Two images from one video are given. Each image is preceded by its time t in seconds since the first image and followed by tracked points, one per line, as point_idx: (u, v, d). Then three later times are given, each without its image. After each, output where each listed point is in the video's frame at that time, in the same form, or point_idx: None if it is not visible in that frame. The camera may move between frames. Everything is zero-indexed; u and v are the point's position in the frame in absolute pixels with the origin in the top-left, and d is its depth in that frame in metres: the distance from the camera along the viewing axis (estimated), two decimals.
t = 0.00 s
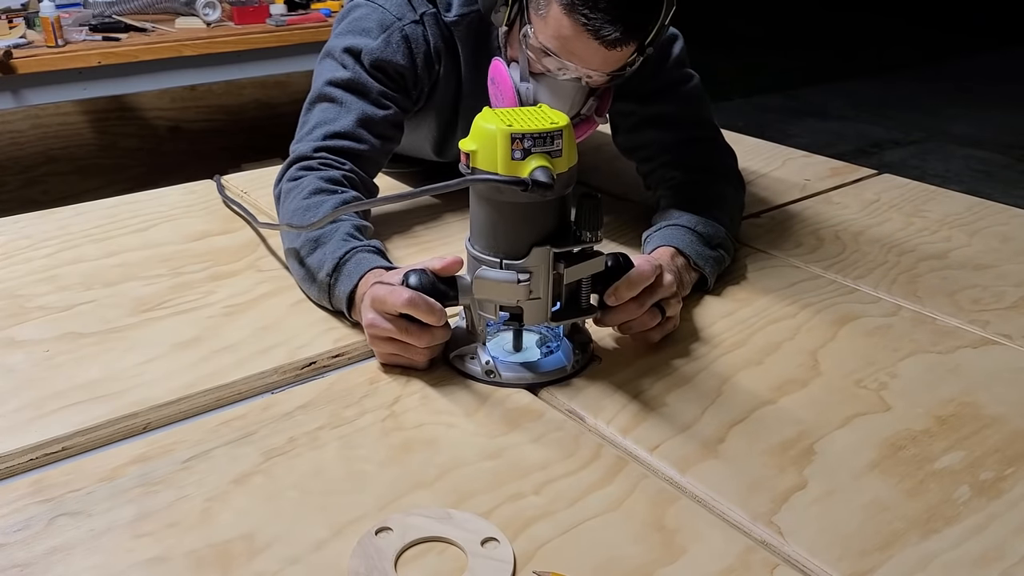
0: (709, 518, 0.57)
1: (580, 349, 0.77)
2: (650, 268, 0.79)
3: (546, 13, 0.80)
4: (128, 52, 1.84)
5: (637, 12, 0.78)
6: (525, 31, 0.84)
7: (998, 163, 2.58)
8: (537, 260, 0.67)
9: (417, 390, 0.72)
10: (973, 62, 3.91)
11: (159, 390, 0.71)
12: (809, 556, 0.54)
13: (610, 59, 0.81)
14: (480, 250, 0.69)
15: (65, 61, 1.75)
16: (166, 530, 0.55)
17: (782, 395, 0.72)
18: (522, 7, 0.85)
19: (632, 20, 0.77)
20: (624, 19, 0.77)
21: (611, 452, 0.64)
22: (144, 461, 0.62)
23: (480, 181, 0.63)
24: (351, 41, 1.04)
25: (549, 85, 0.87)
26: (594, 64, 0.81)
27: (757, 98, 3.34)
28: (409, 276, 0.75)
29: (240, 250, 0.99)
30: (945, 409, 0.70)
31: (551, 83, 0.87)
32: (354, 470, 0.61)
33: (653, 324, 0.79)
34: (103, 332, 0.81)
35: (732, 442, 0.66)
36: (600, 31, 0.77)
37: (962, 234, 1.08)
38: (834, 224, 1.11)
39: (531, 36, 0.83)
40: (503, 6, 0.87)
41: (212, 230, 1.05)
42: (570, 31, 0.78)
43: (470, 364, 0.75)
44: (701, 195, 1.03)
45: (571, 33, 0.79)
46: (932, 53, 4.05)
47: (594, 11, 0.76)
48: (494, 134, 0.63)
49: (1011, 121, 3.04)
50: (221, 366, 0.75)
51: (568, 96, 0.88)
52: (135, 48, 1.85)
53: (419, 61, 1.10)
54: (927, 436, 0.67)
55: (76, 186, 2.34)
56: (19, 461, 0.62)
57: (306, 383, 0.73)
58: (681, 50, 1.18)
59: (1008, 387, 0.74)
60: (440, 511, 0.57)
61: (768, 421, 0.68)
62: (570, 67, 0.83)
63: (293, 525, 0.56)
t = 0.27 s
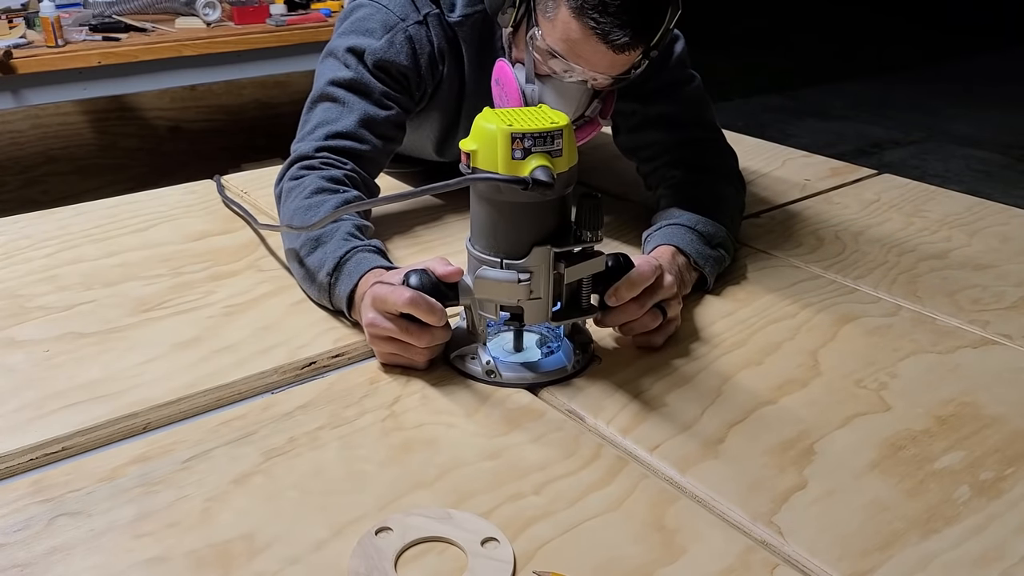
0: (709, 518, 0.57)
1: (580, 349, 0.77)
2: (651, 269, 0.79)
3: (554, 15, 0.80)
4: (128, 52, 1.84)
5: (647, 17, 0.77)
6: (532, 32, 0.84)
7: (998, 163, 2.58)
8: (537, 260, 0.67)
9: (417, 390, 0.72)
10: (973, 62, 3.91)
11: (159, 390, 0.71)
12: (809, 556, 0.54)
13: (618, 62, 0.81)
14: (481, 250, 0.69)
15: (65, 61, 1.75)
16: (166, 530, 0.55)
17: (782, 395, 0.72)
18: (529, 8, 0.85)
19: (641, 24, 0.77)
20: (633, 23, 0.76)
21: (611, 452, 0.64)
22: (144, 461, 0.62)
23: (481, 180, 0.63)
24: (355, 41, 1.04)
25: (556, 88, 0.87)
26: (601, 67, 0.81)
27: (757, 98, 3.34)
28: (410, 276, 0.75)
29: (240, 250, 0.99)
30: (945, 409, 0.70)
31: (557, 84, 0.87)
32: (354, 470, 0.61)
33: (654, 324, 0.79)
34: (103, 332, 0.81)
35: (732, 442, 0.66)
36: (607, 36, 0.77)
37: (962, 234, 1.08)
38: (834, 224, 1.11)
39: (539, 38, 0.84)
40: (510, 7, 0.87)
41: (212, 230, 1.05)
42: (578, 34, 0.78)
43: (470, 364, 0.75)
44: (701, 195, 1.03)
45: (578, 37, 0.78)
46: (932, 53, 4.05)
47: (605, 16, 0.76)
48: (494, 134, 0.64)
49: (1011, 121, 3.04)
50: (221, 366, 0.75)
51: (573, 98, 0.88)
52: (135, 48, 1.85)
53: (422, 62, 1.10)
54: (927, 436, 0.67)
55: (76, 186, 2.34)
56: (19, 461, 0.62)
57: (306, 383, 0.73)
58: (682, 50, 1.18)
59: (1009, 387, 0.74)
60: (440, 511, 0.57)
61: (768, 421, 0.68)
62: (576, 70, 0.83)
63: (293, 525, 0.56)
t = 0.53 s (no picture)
0: (709, 518, 0.57)
1: (581, 348, 0.78)
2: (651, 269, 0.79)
3: (551, 13, 0.80)
4: (128, 52, 1.84)
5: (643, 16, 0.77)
6: (529, 30, 0.84)
7: (998, 163, 2.58)
8: (538, 260, 0.67)
9: (417, 390, 0.72)
10: (973, 62, 3.91)
11: (159, 390, 0.71)
12: (809, 556, 0.54)
13: (614, 61, 0.80)
14: (481, 250, 0.69)
15: (65, 61, 1.75)
16: (166, 530, 0.55)
17: (782, 395, 0.72)
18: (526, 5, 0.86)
19: (636, 23, 0.77)
20: (628, 22, 0.76)
21: (611, 452, 0.64)
22: (144, 461, 0.62)
23: (481, 179, 0.63)
24: (355, 37, 1.04)
25: (552, 85, 0.87)
26: (597, 65, 0.81)
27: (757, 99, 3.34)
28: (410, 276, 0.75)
29: (239, 250, 0.99)
30: (945, 409, 0.70)
31: (553, 82, 0.87)
32: (353, 470, 0.61)
33: (657, 325, 0.79)
34: (103, 332, 0.81)
35: (732, 442, 0.66)
36: (602, 34, 0.77)
37: (962, 235, 1.08)
38: (834, 224, 1.11)
39: (535, 36, 0.83)
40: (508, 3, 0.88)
41: (212, 229, 1.05)
42: (573, 31, 0.78)
43: (471, 364, 0.75)
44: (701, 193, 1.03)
45: (574, 35, 0.78)
46: (932, 53, 4.05)
47: (599, 14, 0.76)
48: (494, 134, 0.64)
49: (1011, 121, 3.04)
50: (221, 366, 0.75)
51: (569, 96, 0.88)
52: (135, 48, 1.85)
53: (422, 59, 1.10)
54: (927, 436, 0.67)
55: (76, 186, 2.33)
56: (19, 461, 0.62)
57: (306, 383, 0.73)
58: (681, 48, 1.19)
59: (1009, 387, 0.74)
60: (440, 511, 0.57)
61: (768, 421, 0.68)
62: (572, 67, 0.83)
63: (293, 525, 0.56)
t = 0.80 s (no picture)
0: (709, 518, 0.57)
1: (582, 348, 0.77)
2: (650, 270, 0.79)
3: (539, 18, 0.78)
4: (128, 52, 1.84)
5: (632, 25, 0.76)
6: (518, 35, 0.83)
7: (998, 163, 2.58)
8: (539, 260, 0.67)
9: (417, 390, 0.72)
10: (973, 62, 3.91)
11: (159, 390, 0.71)
12: (809, 556, 0.54)
13: (604, 69, 0.79)
14: (482, 250, 0.69)
15: (65, 61, 1.75)
16: (166, 530, 0.55)
17: (782, 395, 0.72)
18: (515, 10, 0.84)
19: (625, 32, 0.75)
20: (617, 30, 0.75)
21: (611, 452, 0.64)
22: (144, 461, 0.62)
23: (483, 179, 0.63)
24: (346, 43, 1.04)
25: (541, 91, 0.86)
26: (586, 72, 0.80)
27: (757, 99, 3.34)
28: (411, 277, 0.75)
29: (239, 250, 0.99)
30: (945, 409, 0.70)
31: (543, 87, 0.85)
32: (354, 470, 0.61)
33: (659, 327, 0.79)
34: (103, 332, 0.81)
35: (732, 442, 0.66)
36: (591, 42, 0.76)
37: (962, 235, 1.08)
38: (834, 224, 1.11)
39: (524, 41, 0.82)
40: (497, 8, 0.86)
41: (212, 229, 1.05)
42: (562, 38, 0.77)
43: (472, 364, 0.75)
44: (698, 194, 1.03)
45: (563, 42, 0.77)
46: (932, 53, 4.05)
47: (589, 23, 0.74)
48: (496, 134, 0.63)
49: (1011, 121, 3.04)
50: (221, 366, 0.75)
51: (560, 101, 0.86)
52: (135, 48, 1.85)
53: (414, 63, 1.10)
54: (927, 436, 0.67)
55: (76, 186, 2.33)
56: (19, 461, 0.62)
57: (306, 383, 0.73)
58: (675, 48, 1.18)
59: (1009, 387, 0.74)
60: (440, 511, 0.57)
61: (768, 421, 0.68)
62: (562, 74, 0.82)
63: (293, 524, 0.56)
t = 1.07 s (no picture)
0: (709, 518, 0.57)
1: (582, 347, 0.77)
2: (650, 268, 0.79)
3: (534, 20, 0.78)
4: (128, 52, 1.84)
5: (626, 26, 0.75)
6: (513, 37, 0.83)
7: (998, 163, 2.58)
8: (539, 259, 0.67)
9: (417, 390, 0.72)
10: (972, 62, 3.91)
11: (159, 390, 0.71)
12: (809, 556, 0.54)
13: (599, 69, 0.78)
14: (483, 249, 0.69)
15: (65, 61, 1.75)
16: (166, 530, 0.55)
17: (782, 395, 0.72)
18: (510, 11, 0.84)
19: (619, 33, 0.75)
20: (611, 31, 0.74)
21: (611, 452, 0.64)
22: (144, 461, 0.62)
23: (484, 178, 0.63)
24: (345, 43, 1.04)
25: (537, 91, 0.85)
26: (582, 74, 0.79)
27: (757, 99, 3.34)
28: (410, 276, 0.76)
29: (239, 250, 0.99)
30: (945, 409, 0.70)
31: (539, 88, 0.85)
32: (354, 470, 0.61)
33: (657, 327, 0.79)
34: (103, 332, 0.81)
35: (732, 442, 0.66)
36: (585, 44, 0.75)
37: (961, 235, 1.08)
38: (834, 225, 1.11)
39: (519, 42, 0.82)
40: (493, 9, 0.86)
41: (212, 229, 1.05)
42: (556, 38, 0.76)
43: (472, 363, 0.75)
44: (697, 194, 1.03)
45: (557, 43, 0.77)
46: (932, 53, 4.05)
47: (581, 24, 0.74)
48: (496, 133, 0.63)
49: (1011, 120, 3.04)
50: (221, 366, 0.75)
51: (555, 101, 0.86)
52: (135, 48, 1.85)
53: (413, 63, 1.10)
54: (927, 436, 0.67)
55: (76, 186, 2.33)
56: (19, 461, 0.62)
57: (306, 383, 0.73)
58: (674, 49, 1.18)
59: (1008, 387, 0.74)
60: (441, 511, 0.57)
61: (768, 421, 0.68)
62: (557, 75, 0.81)
63: (292, 525, 0.56)
